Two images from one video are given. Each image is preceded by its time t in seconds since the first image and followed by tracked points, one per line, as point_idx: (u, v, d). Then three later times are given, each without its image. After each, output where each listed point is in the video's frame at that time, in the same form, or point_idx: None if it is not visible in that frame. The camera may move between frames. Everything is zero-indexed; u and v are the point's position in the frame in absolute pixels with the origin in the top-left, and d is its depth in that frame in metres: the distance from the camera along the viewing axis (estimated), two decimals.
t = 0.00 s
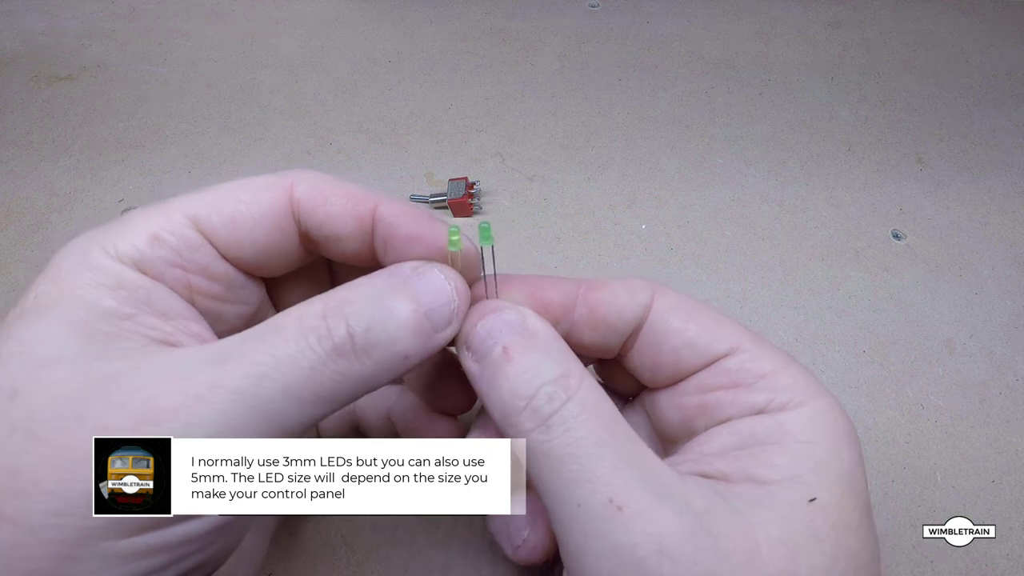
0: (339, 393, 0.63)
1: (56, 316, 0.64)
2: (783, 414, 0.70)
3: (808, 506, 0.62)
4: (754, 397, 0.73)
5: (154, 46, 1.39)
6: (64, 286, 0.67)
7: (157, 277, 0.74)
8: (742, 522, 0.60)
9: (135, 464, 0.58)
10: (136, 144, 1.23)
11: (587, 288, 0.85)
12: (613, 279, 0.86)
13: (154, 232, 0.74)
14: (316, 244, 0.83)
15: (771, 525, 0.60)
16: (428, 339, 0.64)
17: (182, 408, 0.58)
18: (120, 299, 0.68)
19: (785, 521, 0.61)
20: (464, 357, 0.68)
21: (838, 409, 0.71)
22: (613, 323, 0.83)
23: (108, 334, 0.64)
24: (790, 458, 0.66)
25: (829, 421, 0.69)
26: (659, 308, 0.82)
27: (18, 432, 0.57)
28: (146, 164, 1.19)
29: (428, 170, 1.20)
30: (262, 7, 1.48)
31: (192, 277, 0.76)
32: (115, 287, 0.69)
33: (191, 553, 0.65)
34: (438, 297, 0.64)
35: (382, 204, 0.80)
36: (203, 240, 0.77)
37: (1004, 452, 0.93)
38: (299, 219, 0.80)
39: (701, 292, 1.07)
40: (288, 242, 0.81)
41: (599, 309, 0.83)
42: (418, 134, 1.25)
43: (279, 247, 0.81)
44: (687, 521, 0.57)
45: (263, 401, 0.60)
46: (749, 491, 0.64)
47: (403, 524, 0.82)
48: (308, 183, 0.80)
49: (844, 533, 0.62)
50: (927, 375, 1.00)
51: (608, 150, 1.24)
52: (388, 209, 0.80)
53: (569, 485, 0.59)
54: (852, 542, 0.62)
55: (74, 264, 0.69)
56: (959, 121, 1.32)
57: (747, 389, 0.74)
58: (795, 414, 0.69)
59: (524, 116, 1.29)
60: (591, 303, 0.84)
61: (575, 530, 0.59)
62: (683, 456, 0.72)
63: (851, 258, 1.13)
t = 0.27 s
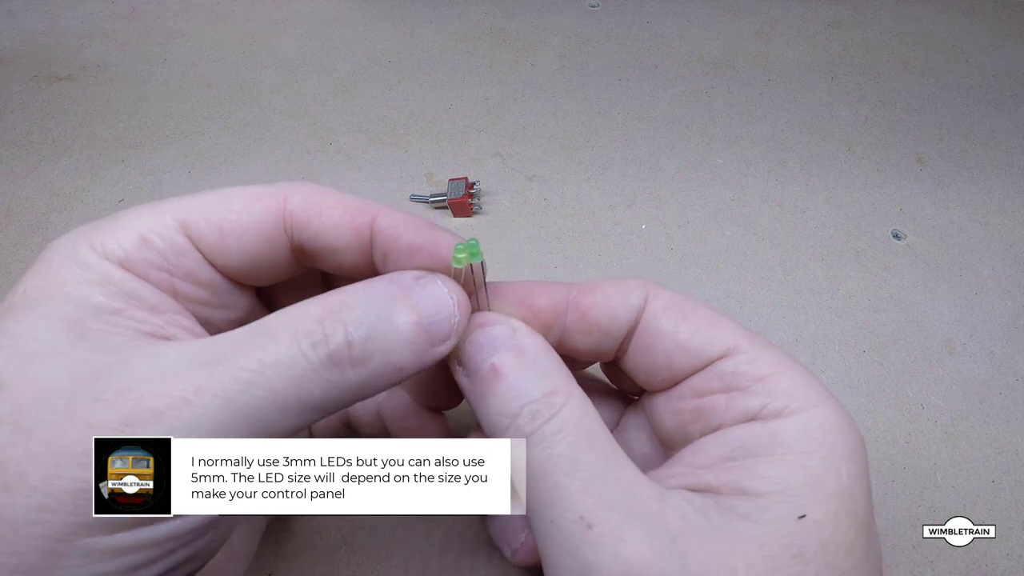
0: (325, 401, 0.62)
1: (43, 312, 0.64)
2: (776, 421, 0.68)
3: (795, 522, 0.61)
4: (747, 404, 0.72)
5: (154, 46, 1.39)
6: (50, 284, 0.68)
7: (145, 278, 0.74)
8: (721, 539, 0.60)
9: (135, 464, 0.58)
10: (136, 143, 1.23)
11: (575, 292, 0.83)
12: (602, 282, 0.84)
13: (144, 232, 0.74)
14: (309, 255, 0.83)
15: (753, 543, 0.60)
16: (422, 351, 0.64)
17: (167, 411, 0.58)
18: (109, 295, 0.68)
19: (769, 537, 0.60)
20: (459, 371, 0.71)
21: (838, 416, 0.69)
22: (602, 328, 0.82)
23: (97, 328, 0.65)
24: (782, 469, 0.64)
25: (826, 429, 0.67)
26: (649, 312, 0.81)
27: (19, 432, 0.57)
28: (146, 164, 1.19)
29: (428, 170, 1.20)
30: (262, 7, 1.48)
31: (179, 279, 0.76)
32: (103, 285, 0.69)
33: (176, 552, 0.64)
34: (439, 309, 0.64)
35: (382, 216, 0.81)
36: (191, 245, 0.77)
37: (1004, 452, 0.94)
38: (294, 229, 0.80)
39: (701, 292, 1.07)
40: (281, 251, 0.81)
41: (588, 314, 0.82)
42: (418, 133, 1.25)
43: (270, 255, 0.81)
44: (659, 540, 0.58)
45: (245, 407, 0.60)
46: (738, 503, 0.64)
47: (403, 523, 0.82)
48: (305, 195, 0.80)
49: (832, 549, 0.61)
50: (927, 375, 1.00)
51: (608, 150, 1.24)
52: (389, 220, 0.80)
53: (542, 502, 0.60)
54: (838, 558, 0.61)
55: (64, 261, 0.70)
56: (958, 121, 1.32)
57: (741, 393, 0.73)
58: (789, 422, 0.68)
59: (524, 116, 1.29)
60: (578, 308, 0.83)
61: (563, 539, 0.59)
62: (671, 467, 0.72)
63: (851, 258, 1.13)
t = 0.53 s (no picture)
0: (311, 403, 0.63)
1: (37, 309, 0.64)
2: (753, 428, 0.67)
3: (765, 534, 0.60)
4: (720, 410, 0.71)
5: (154, 46, 1.39)
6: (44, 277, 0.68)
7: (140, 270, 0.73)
8: (687, 552, 0.59)
9: (135, 464, 0.58)
10: (136, 144, 1.23)
11: (545, 301, 0.83)
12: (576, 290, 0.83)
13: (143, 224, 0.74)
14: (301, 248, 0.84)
15: (720, 554, 0.59)
16: (410, 356, 0.65)
17: (154, 420, 0.58)
18: (101, 291, 0.68)
19: (734, 547, 0.59)
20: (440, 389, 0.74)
21: (823, 424, 0.67)
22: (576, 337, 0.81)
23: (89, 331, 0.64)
24: (755, 479, 0.63)
25: (806, 438, 0.65)
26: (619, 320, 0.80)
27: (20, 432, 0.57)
28: (146, 164, 1.19)
29: (428, 170, 1.20)
30: (262, 7, 1.48)
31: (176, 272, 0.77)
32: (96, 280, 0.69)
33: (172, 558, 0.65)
34: (426, 314, 0.65)
35: (375, 213, 0.82)
36: (192, 235, 0.77)
37: (1004, 452, 0.94)
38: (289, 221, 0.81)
39: (701, 292, 1.07)
40: (275, 244, 0.82)
41: (559, 324, 0.82)
42: (418, 134, 1.25)
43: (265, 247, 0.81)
44: (616, 556, 0.59)
45: (230, 409, 0.60)
46: (710, 513, 0.63)
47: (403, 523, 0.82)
48: (302, 185, 0.81)
49: (805, 561, 0.60)
50: (926, 375, 1.00)
51: (608, 151, 1.24)
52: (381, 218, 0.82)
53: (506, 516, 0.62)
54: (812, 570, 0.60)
55: (58, 255, 0.70)
56: (958, 122, 1.32)
57: (719, 400, 0.71)
58: (767, 429, 0.66)
59: (523, 116, 1.29)
60: (548, 317, 0.82)
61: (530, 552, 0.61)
62: (648, 474, 0.72)
63: (851, 258, 1.13)
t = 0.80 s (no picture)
0: (296, 415, 0.62)
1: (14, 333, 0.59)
2: (721, 447, 0.64)
3: (718, 563, 0.58)
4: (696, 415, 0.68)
5: (154, 46, 1.39)
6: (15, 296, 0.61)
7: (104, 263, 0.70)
8: None
9: (135, 464, 0.58)
10: (136, 144, 1.23)
11: (510, 314, 0.82)
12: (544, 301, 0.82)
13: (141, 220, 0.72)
14: (292, 246, 0.84)
15: None
16: (410, 365, 0.71)
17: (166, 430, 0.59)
18: (70, 324, 0.61)
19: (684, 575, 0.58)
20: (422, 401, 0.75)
21: (809, 445, 0.62)
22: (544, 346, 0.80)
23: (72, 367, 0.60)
24: (715, 502, 0.61)
25: (780, 461, 0.61)
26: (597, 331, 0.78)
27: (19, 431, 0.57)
28: (146, 164, 1.19)
29: (428, 170, 1.20)
30: (262, 7, 1.48)
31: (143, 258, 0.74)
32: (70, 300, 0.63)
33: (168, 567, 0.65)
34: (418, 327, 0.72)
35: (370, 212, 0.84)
36: (178, 232, 0.74)
37: (1004, 452, 0.94)
38: (284, 214, 0.80)
39: (701, 292, 1.07)
40: (270, 241, 0.81)
41: (525, 334, 0.81)
42: (418, 134, 1.25)
43: (266, 243, 0.81)
44: None
45: (225, 407, 0.60)
46: (664, 535, 0.62)
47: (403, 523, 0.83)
48: (297, 175, 0.81)
49: None
50: (926, 375, 1.00)
51: (608, 151, 1.24)
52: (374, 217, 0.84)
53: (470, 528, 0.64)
54: None
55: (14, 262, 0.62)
56: (958, 121, 1.32)
57: (692, 412, 0.68)
58: (739, 451, 0.62)
59: (523, 116, 1.29)
60: (514, 330, 0.81)
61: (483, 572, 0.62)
62: (616, 484, 0.71)
63: (851, 258, 1.13)
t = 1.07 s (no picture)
0: (264, 421, 0.61)
1: None
2: (682, 436, 0.63)
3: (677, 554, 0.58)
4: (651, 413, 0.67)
5: (154, 46, 1.39)
6: None
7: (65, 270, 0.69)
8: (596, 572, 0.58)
9: (135, 464, 0.58)
10: (136, 144, 1.23)
11: (479, 312, 0.82)
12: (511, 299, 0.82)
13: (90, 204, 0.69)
14: (258, 250, 0.82)
15: None
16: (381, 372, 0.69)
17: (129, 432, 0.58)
18: (23, 317, 0.60)
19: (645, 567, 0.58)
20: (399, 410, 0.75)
21: (768, 431, 0.62)
22: (511, 344, 0.80)
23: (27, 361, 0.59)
24: (676, 492, 0.60)
25: (738, 450, 0.60)
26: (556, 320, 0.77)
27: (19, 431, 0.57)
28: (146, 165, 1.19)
29: (428, 170, 1.20)
30: (262, 7, 1.48)
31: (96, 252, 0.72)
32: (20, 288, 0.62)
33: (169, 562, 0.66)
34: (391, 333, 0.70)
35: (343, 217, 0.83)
36: (136, 225, 0.72)
37: (1004, 452, 0.94)
38: (252, 217, 0.79)
39: (701, 292, 1.07)
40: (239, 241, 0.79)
41: (493, 332, 0.81)
42: (418, 134, 1.25)
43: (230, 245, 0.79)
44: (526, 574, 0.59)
45: (198, 411, 0.59)
46: (630, 528, 0.62)
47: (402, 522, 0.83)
48: (266, 177, 0.80)
49: None
50: (926, 375, 1.00)
51: (608, 151, 1.24)
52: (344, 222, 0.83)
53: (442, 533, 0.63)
54: None
55: None
56: (958, 121, 1.32)
57: (652, 403, 0.67)
58: (700, 442, 0.62)
59: (523, 116, 1.29)
60: (481, 328, 0.81)
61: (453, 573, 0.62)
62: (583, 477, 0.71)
63: (851, 258, 1.13)
